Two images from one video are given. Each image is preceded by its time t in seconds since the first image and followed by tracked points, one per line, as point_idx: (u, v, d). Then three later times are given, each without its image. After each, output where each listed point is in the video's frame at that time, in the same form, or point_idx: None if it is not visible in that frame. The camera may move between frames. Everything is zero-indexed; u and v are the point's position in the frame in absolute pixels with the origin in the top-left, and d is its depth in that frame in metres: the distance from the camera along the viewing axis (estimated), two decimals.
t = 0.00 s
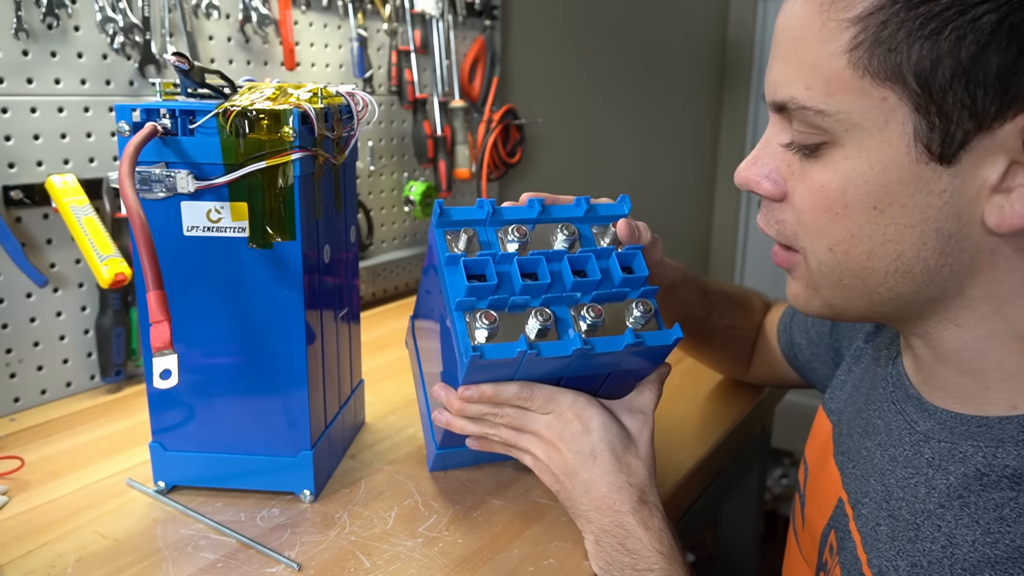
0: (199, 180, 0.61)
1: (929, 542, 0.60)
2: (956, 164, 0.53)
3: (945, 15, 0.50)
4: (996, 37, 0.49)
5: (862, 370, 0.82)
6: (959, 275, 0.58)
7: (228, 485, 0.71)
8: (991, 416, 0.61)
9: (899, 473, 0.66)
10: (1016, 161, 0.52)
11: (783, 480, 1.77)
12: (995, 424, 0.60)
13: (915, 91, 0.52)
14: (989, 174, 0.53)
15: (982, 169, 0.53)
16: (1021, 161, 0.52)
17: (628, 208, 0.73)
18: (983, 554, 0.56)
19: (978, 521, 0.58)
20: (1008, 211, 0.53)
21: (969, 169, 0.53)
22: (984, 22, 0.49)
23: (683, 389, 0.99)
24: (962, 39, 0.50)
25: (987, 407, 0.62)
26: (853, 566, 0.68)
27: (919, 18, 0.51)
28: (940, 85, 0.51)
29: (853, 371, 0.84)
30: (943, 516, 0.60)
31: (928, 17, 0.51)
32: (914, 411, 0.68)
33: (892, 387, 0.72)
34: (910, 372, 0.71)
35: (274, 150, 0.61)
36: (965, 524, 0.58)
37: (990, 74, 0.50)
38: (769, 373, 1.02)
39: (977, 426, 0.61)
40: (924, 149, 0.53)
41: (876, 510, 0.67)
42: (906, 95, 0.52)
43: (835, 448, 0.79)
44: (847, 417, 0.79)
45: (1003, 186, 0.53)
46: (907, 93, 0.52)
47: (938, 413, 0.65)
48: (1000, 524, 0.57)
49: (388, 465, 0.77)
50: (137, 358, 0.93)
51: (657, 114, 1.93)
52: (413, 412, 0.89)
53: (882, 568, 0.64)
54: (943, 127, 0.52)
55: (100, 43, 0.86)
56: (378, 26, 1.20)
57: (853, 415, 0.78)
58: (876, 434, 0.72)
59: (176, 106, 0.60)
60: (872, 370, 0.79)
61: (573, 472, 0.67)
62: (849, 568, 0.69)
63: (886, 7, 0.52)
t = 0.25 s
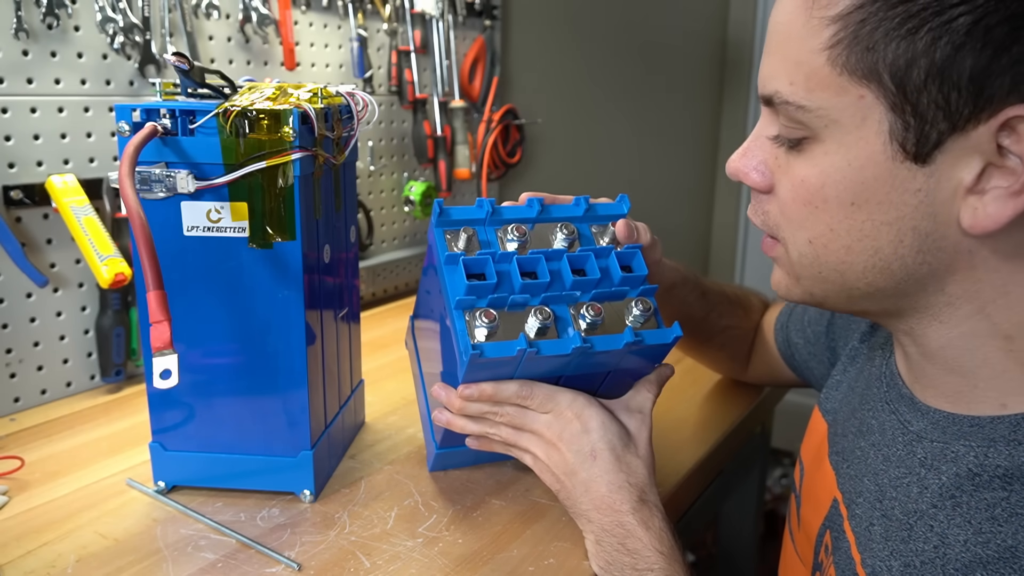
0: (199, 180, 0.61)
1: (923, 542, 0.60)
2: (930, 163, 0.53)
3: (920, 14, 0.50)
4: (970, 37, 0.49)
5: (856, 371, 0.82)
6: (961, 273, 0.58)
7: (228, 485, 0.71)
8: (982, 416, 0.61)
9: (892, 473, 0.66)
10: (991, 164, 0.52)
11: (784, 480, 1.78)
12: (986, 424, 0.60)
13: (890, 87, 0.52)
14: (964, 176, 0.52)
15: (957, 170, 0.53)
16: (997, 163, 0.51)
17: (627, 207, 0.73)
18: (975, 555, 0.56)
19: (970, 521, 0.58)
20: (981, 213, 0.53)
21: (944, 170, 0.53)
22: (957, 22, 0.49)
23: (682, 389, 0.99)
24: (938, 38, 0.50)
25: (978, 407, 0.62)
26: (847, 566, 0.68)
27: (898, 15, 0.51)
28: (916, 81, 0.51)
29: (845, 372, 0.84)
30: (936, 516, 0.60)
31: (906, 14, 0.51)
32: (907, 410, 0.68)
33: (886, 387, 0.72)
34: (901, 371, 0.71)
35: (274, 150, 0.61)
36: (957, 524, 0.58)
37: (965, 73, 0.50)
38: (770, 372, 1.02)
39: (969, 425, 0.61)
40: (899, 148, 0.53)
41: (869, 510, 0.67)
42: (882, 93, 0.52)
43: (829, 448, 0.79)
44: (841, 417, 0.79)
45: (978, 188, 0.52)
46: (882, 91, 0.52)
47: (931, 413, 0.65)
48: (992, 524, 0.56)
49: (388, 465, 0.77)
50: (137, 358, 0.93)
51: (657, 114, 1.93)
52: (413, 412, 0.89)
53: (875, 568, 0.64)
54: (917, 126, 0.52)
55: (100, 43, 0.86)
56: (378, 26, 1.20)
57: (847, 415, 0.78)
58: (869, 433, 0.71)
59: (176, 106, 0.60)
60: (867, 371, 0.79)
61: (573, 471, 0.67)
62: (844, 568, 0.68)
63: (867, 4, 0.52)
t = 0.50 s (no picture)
0: (199, 180, 0.61)
1: (920, 543, 0.60)
2: (926, 162, 0.53)
3: (917, 15, 0.50)
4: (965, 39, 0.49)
5: (855, 373, 0.82)
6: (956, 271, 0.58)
7: (228, 485, 0.71)
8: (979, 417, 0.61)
9: (890, 474, 0.66)
10: (988, 164, 0.52)
11: (784, 480, 1.78)
12: (984, 425, 0.60)
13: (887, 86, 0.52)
14: (960, 175, 0.52)
15: (952, 170, 0.53)
16: (993, 164, 0.51)
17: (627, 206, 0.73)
18: (972, 556, 0.56)
19: (967, 523, 0.58)
20: (975, 213, 0.53)
21: (939, 169, 0.53)
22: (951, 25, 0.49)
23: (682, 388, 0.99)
24: (936, 39, 0.50)
25: (974, 407, 0.62)
26: (845, 568, 0.68)
27: (894, 14, 0.51)
28: (911, 82, 0.52)
29: (844, 373, 0.84)
30: (933, 517, 0.60)
31: (903, 15, 0.51)
32: (905, 411, 0.68)
33: (885, 388, 0.72)
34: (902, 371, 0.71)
35: (274, 150, 0.61)
36: (954, 525, 0.58)
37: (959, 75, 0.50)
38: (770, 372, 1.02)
39: (967, 426, 0.61)
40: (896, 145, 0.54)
41: (867, 511, 0.66)
42: (880, 91, 0.53)
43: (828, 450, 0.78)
44: (839, 418, 0.79)
45: (973, 188, 0.53)
46: (880, 88, 0.53)
47: (929, 414, 0.65)
48: (989, 525, 0.56)
49: (388, 465, 0.77)
50: (137, 358, 0.93)
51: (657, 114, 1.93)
52: (413, 412, 0.89)
53: (873, 569, 0.63)
54: (914, 125, 0.52)
55: (100, 43, 0.86)
56: (378, 26, 1.20)
57: (846, 416, 0.78)
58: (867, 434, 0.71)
59: (176, 106, 0.60)
60: (865, 372, 0.79)
61: (573, 471, 0.67)
62: (842, 569, 0.68)
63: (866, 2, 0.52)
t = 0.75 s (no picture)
0: (199, 180, 0.61)
1: None
2: (964, 249, 0.48)
3: (936, 99, 0.44)
4: (992, 119, 0.44)
5: (827, 390, 0.80)
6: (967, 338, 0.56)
7: (227, 485, 0.71)
8: (960, 463, 0.60)
9: (866, 513, 0.65)
10: None
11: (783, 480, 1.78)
12: (956, 473, 0.58)
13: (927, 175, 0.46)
14: (999, 260, 0.49)
15: (992, 256, 0.49)
16: None
17: (640, 226, 0.71)
18: None
19: None
20: (1017, 297, 0.49)
21: (977, 254, 0.49)
22: (965, 89, 0.44)
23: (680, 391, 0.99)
24: (962, 125, 0.44)
25: (965, 452, 0.60)
26: None
27: (928, 83, 0.44)
28: (947, 200, 0.46)
29: (816, 387, 0.83)
30: (905, 565, 0.59)
31: (921, 97, 0.45)
32: (881, 449, 0.66)
33: (862, 419, 0.71)
34: (887, 397, 0.69)
35: (274, 150, 0.61)
36: None
37: (998, 163, 0.44)
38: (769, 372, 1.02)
39: (939, 474, 0.60)
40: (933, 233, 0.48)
41: (844, 547, 0.66)
42: (915, 180, 0.47)
43: (801, 469, 0.78)
44: (812, 439, 0.78)
45: (1014, 271, 0.49)
46: (915, 178, 0.46)
47: (903, 455, 0.64)
48: None
49: (388, 465, 0.77)
50: (137, 358, 0.93)
51: (657, 114, 1.92)
52: (413, 412, 0.89)
53: None
54: (954, 217, 0.47)
55: (100, 43, 0.86)
56: (378, 26, 1.20)
57: (820, 436, 0.76)
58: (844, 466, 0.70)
59: (176, 106, 0.60)
60: (841, 394, 0.77)
61: (590, 475, 0.64)
62: None
63: (894, 89, 0.45)
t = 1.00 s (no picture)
0: (199, 180, 0.61)
1: None
2: (962, 226, 0.49)
3: (927, 75, 0.45)
4: (983, 93, 0.44)
5: (822, 389, 0.81)
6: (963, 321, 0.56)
7: (228, 485, 0.71)
8: (961, 455, 0.60)
9: (867, 508, 0.65)
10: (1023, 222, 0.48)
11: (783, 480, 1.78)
12: (958, 466, 0.59)
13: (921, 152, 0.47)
14: (995, 236, 0.49)
15: (988, 230, 0.49)
16: None
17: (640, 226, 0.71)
18: None
19: (945, 568, 0.57)
20: (1015, 272, 0.49)
21: (974, 231, 0.49)
22: (956, 63, 0.44)
23: (680, 392, 0.99)
24: (954, 100, 0.45)
25: (965, 443, 0.61)
26: None
27: (922, 60, 0.45)
28: (942, 174, 0.47)
29: (810, 388, 0.83)
30: (910, 559, 0.59)
31: (914, 73, 0.45)
32: (880, 444, 0.66)
33: (857, 416, 0.71)
34: (885, 394, 0.69)
35: (274, 150, 0.61)
36: (933, 569, 0.58)
37: (991, 137, 0.45)
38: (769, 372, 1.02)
39: (941, 466, 0.60)
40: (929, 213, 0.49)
41: (846, 543, 0.66)
42: (912, 157, 0.47)
43: (797, 470, 0.78)
44: (809, 437, 0.78)
45: (1009, 246, 0.49)
46: (912, 155, 0.47)
47: (903, 449, 0.64)
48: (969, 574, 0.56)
49: (388, 465, 0.77)
50: (137, 358, 0.93)
51: (657, 114, 1.92)
52: (413, 412, 0.89)
53: None
54: (950, 191, 0.47)
55: (100, 43, 0.86)
56: (378, 26, 1.20)
57: (816, 435, 0.77)
58: (842, 462, 0.70)
59: (176, 106, 0.60)
60: (836, 392, 0.77)
61: (590, 473, 0.65)
62: None
63: (886, 67, 0.46)
